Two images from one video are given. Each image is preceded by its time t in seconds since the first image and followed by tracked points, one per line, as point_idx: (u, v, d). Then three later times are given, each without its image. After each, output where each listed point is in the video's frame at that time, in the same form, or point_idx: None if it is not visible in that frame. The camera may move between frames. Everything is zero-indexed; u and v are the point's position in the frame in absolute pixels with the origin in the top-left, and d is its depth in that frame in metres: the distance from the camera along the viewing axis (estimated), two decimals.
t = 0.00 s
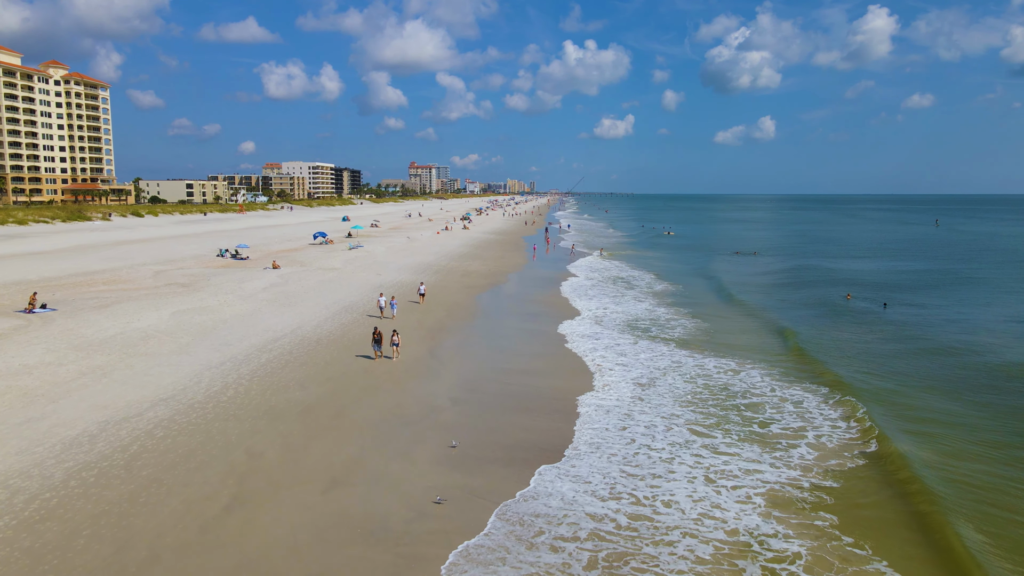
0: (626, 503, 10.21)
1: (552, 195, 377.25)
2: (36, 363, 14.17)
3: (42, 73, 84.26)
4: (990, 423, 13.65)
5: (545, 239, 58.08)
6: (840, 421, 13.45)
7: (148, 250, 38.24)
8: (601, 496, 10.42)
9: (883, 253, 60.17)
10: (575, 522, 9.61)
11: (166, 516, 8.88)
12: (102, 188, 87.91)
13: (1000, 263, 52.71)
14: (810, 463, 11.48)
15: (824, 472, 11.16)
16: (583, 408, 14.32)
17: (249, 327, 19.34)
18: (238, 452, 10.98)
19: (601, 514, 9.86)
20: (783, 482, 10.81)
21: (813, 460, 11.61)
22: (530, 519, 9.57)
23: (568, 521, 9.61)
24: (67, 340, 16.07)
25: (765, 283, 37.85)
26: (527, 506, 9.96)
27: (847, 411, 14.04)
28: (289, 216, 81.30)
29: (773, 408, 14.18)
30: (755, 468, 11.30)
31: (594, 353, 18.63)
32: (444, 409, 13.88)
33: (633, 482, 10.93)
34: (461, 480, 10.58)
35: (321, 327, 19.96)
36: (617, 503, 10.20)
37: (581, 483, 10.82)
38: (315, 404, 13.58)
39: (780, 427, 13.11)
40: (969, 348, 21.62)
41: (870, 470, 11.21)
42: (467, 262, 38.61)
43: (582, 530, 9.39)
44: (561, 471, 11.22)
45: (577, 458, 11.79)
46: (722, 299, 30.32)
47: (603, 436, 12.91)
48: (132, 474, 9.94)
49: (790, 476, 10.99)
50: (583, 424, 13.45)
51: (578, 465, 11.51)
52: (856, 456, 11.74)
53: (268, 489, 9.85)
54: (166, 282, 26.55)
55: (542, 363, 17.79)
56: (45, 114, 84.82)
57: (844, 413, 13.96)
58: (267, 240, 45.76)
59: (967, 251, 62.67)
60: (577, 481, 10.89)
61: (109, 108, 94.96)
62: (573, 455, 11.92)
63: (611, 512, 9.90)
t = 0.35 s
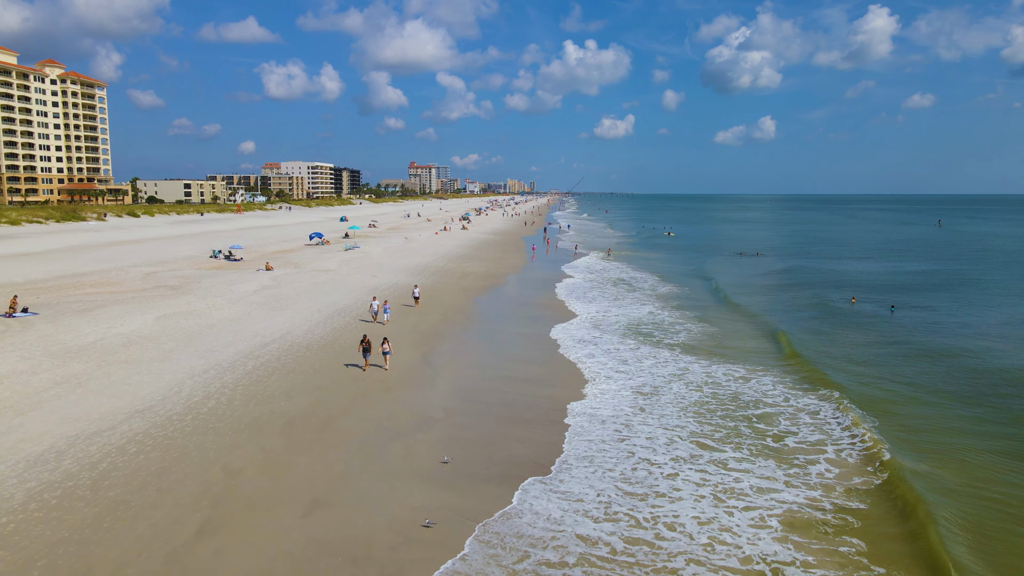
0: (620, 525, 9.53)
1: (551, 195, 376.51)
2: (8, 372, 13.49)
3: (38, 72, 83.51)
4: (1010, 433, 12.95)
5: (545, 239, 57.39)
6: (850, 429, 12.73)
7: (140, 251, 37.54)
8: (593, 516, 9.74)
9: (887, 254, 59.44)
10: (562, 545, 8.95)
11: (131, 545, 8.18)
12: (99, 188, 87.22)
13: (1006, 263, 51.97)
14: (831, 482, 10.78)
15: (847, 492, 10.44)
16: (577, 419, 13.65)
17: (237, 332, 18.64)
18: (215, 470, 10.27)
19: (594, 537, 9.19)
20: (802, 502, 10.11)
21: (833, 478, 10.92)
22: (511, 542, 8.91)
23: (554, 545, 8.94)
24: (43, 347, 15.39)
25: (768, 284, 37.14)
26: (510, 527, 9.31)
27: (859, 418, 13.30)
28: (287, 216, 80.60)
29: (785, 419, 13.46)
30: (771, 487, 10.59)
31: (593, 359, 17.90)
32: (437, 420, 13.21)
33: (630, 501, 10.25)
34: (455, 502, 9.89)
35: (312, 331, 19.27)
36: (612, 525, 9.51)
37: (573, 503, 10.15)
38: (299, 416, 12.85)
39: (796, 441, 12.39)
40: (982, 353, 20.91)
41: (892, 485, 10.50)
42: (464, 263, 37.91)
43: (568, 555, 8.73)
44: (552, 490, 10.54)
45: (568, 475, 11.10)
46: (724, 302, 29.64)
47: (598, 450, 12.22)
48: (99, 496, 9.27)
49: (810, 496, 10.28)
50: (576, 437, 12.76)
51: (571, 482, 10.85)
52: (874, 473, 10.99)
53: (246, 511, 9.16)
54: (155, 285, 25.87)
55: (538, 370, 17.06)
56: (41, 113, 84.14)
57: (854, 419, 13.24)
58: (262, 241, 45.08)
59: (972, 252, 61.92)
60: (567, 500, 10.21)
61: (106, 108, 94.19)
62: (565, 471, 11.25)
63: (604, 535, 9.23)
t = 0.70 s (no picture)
0: (617, 550, 8.88)
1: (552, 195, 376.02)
2: None
3: (34, 71, 82.87)
4: None
5: (544, 240, 56.75)
6: (860, 442, 12.08)
7: (132, 252, 36.89)
8: (586, 541, 9.10)
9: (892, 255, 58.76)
10: (551, 573, 8.33)
11: (93, 575, 7.55)
12: (96, 188, 86.64)
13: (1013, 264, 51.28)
14: (855, 502, 10.10)
15: (873, 514, 9.75)
16: (574, 432, 13.01)
17: (223, 337, 17.97)
18: (190, 492, 9.61)
19: (588, 563, 8.55)
20: (825, 526, 9.44)
21: (854, 497, 10.23)
22: (496, 570, 8.29)
23: (543, 573, 8.32)
24: (18, 354, 14.73)
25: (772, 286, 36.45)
26: (495, 553, 8.68)
27: (870, 430, 12.65)
28: (285, 216, 80.02)
29: (799, 431, 12.78)
30: (789, 508, 9.93)
31: (592, 366, 17.23)
32: (432, 433, 12.52)
33: (629, 523, 9.60)
34: (451, 527, 9.22)
35: (302, 337, 18.60)
36: (607, 550, 8.87)
37: (566, 526, 9.50)
38: (286, 430, 12.17)
39: (815, 456, 11.69)
40: (996, 358, 20.22)
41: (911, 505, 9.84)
42: (462, 265, 37.24)
43: None
44: (545, 511, 9.88)
45: (561, 494, 10.46)
46: (728, 305, 28.94)
47: (595, 466, 11.57)
48: (61, 522, 8.60)
49: (833, 519, 9.60)
50: (571, 451, 12.12)
51: (565, 502, 10.20)
52: (891, 487, 10.35)
53: (221, 537, 8.50)
54: (144, 287, 25.21)
55: (536, 377, 16.36)
56: (37, 113, 83.47)
57: (863, 432, 12.58)
58: (258, 242, 44.39)
59: (977, 253, 61.15)
60: (559, 522, 9.57)
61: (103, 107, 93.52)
62: (559, 489, 10.60)
63: (600, 562, 8.58)
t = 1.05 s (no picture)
0: None
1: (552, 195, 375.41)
2: None
3: (30, 70, 82.10)
4: None
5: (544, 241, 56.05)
6: (876, 458, 11.38)
7: (123, 253, 36.18)
8: (581, 569, 8.44)
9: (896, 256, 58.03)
10: None
11: None
12: (92, 188, 85.94)
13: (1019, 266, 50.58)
14: (880, 524, 9.41)
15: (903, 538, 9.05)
16: (572, 447, 12.31)
17: (209, 343, 17.27)
18: (162, 516, 8.91)
19: None
20: (854, 555, 8.75)
21: (879, 520, 9.53)
22: None
23: None
24: None
25: (776, 287, 35.74)
26: None
27: (886, 444, 11.96)
28: (282, 216, 79.32)
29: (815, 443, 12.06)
30: (813, 533, 9.24)
31: (593, 373, 16.48)
32: (425, 448, 11.80)
33: (630, 549, 8.94)
34: (449, 557, 8.53)
35: (291, 342, 17.89)
36: None
37: (561, 552, 8.85)
38: (269, 445, 11.46)
39: (837, 473, 10.95)
40: (1011, 364, 19.51)
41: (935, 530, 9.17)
42: (460, 266, 36.54)
43: None
44: (537, 537, 9.21)
45: (556, 516, 9.79)
46: (731, 307, 28.24)
47: (594, 485, 10.88)
48: (16, 552, 7.92)
49: (857, 546, 8.91)
50: (568, 468, 11.44)
51: (560, 526, 9.53)
52: (914, 510, 9.67)
53: (191, 569, 7.83)
54: (132, 290, 24.45)
55: (534, 386, 15.58)
56: (33, 112, 82.64)
57: (878, 447, 11.88)
58: (253, 243, 43.63)
59: (984, 254, 60.26)
60: (553, 549, 8.91)
61: (99, 107, 92.76)
62: (554, 511, 9.93)
63: None
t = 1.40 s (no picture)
0: None
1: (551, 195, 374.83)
2: None
3: (26, 69, 81.28)
4: None
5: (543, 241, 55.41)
6: (898, 477, 10.72)
7: (114, 254, 35.47)
8: None
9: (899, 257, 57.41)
10: None
11: None
12: (88, 188, 85.22)
13: None
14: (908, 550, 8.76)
15: (932, 566, 8.38)
16: (569, 462, 11.60)
17: (193, 349, 16.58)
18: (127, 544, 8.22)
19: None
20: None
21: (907, 545, 8.87)
22: None
23: None
24: None
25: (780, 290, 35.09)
26: None
27: (906, 462, 11.30)
28: (280, 216, 78.68)
29: (833, 458, 11.37)
30: (837, 562, 8.57)
31: (594, 381, 15.75)
32: (419, 465, 11.12)
33: None
34: None
35: (279, 349, 17.20)
36: None
37: None
38: (251, 461, 10.78)
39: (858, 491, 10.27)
40: None
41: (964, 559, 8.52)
42: (458, 267, 35.87)
43: None
44: (526, 565, 8.52)
45: (549, 540, 9.12)
46: (735, 311, 27.56)
47: (590, 505, 10.18)
48: None
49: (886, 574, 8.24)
50: (563, 486, 10.74)
51: (552, 551, 8.84)
52: (941, 536, 9.02)
53: None
54: (119, 293, 23.77)
55: (532, 395, 14.84)
56: (29, 111, 81.94)
57: (898, 464, 11.22)
58: (248, 244, 42.93)
59: (990, 256, 59.39)
60: None
61: (96, 106, 91.98)
62: (545, 534, 9.25)
63: None
